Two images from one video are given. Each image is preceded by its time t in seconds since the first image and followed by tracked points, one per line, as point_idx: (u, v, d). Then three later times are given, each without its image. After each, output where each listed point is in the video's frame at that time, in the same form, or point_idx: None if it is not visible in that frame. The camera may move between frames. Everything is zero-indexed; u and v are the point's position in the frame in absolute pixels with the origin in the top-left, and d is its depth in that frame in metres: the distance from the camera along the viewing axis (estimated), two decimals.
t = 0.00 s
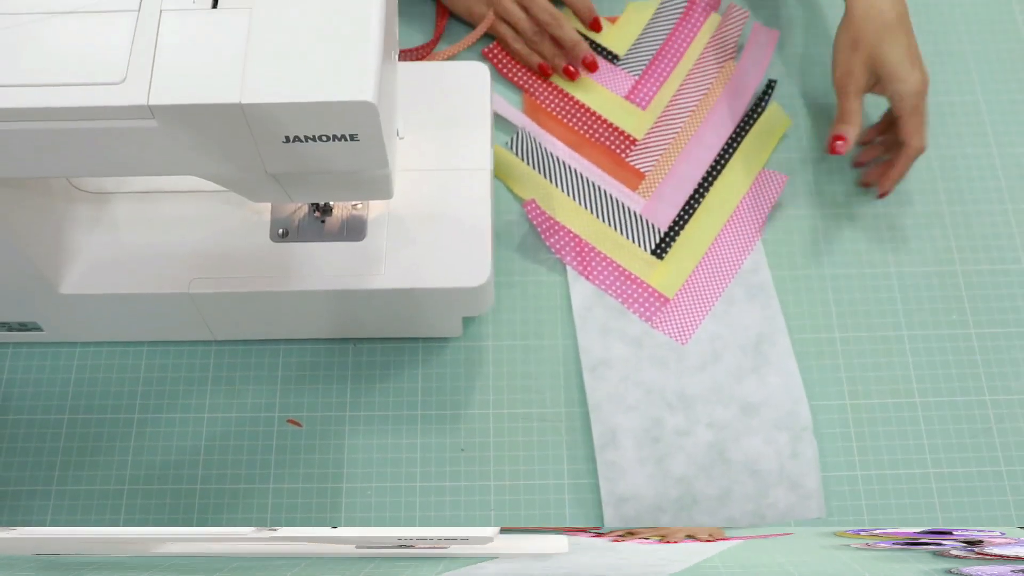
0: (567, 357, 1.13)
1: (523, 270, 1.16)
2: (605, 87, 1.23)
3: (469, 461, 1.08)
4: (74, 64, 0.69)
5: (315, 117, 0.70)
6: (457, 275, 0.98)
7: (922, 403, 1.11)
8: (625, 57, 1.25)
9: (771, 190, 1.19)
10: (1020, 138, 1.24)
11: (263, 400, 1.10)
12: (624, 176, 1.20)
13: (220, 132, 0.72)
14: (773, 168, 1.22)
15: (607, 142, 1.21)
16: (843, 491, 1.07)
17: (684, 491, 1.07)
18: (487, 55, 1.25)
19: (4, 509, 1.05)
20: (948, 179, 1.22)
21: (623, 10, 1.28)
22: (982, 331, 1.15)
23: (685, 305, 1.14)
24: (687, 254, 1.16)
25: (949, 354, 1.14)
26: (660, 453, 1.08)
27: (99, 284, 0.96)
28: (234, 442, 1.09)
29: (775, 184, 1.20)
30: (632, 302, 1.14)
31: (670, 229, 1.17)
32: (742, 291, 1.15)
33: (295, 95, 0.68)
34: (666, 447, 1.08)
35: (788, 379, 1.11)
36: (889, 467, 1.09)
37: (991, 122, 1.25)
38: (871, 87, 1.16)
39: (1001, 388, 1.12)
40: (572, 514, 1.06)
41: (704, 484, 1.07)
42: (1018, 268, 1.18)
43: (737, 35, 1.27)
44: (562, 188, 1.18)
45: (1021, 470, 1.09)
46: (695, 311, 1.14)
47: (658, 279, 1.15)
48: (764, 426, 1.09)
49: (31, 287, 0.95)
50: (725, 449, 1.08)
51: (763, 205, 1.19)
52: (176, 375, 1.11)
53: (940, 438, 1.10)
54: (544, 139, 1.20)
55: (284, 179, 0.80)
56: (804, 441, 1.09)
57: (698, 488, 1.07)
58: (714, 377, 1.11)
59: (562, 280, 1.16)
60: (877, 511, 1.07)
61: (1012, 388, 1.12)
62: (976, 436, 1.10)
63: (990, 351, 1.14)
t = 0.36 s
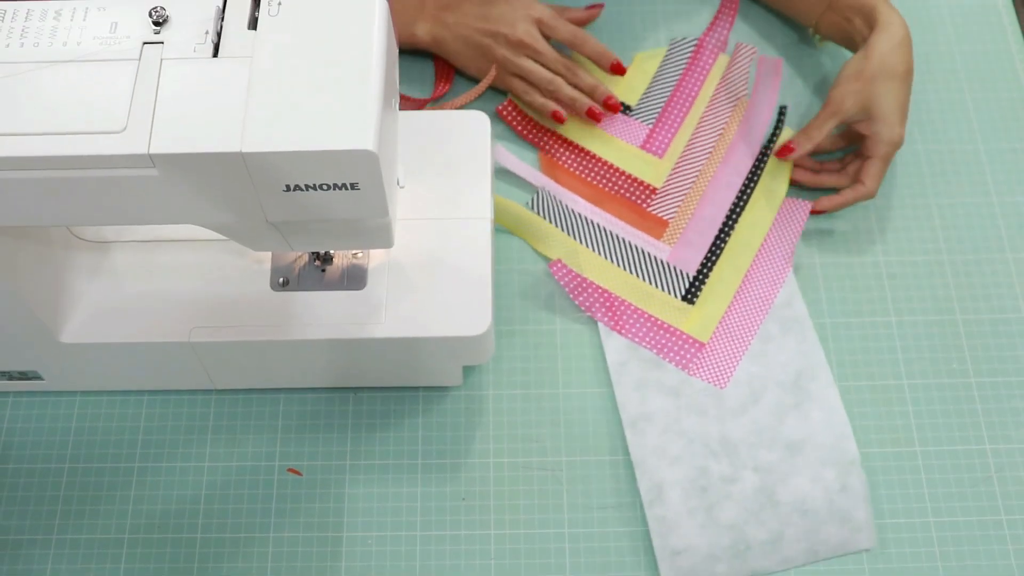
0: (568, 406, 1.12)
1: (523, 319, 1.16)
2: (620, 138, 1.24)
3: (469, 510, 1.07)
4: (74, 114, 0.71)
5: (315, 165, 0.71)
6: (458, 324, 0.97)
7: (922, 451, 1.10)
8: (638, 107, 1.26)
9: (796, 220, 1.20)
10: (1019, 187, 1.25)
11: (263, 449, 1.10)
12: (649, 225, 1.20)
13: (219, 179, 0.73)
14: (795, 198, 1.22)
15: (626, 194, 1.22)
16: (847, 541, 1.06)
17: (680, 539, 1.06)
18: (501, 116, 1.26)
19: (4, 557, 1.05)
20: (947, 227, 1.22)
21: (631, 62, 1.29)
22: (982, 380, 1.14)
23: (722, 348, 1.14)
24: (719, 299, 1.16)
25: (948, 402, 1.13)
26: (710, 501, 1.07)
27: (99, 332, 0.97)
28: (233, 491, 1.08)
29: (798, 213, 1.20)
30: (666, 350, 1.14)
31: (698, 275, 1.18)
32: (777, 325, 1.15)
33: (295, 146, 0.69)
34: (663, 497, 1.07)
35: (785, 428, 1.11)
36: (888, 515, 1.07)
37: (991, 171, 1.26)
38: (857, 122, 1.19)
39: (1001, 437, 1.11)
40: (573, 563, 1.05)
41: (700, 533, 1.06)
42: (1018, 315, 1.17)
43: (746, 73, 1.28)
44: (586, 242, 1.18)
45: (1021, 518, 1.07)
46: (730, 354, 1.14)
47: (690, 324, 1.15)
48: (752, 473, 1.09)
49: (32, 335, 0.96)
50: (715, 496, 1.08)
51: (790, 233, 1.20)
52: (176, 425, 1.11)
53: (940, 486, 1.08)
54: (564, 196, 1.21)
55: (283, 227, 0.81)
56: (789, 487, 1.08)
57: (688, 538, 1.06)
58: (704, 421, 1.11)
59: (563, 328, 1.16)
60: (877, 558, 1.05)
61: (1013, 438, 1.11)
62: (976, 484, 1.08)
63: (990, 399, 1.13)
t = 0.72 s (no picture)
0: (568, 406, 1.12)
1: (524, 319, 1.16)
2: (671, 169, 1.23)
3: (469, 510, 1.07)
4: (73, 114, 0.71)
5: (315, 165, 0.71)
6: (458, 324, 0.97)
7: (922, 451, 1.10)
8: (689, 137, 1.26)
9: (849, 262, 1.18)
10: (1019, 188, 1.25)
11: (263, 449, 1.10)
12: (696, 261, 1.18)
13: (219, 180, 0.73)
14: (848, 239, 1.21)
15: (676, 228, 1.20)
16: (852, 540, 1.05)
17: (684, 538, 1.04)
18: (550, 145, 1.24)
19: (5, 558, 1.05)
20: (947, 228, 1.22)
21: (684, 87, 1.29)
22: (982, 380, 1.14)
23: (767, 395, 1.12)
24: (767, 339, 1.14)
25: (949, 402, 1.13)
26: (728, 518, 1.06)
27: (98, 333, 0.97)
28: (233, 492, 1.08)
29: (853, 255, 1.19)
30: (711, 395, 1.11)
31: (747, 314, 1.16)
32: (826, 372, 1.13)
33: (294, 146, 0.69)
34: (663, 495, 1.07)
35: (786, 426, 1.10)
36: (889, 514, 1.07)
37: (991, 172, 1.25)
38: (894, 144, 1.18)
39: (1001, 437, 1.11)
40: (573, 563, 1.05)
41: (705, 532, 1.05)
42: (1019, 316, 1.17)
43: (800, 103, 1.27)
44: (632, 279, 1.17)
45: (1022, 518, 1.07)
46: (776, 402, 1.11)
47: (736, 368, 1.13)
48: (756, 470, 1.08)
49: (32, 335, 0.96)
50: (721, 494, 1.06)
51: (842, 277, 1.18)
52: (176, 425, 1.11)
53: (940, 486, 1.08)
54: (611, 231, 1.20)
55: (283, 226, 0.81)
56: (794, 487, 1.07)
57: (695, 537, 1.04)
58: (703, 418, 1.10)
59: (563, 329, 1.16)
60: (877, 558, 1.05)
61: (1013, 438, 1.11)
62: (976, 484, 1.08)
63: (990, 399, 1.13)
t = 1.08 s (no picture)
0: (568, 406, 1.12)
1: (523, 319, 1.16)
2: (675, 185, 1.22)
3: (469, 510, 1.07)
4: (73, 114, 0.71)
5: (315, 165, 0.71)
6: (458, 324, 0.97)
7: (922, 452, 1.10)
8: (694, 152, 1.25)
9: (850, 289, 1.17)
10: (1019, 187, 1.25)
11: (263, 449, 1.10)
12: (700, 277, 1.18)
13: (219, 180, 0.73)
14: (851, 266, 1.20)
15: (680, 243, 1.19)
16: (853, 539, 1.05)
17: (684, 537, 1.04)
18: (557, 148, 1.24)
19: (5, 557, 1.05)
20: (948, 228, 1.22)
21: (690, 101, 1.28)
22: (982, 380, 1.14)
23: (769, 411, 1.11)
24: (769, 357, 1.14)
25: (949, 402, 1.13)
26: (728, 518, 1.05)
27: (98, 333, 0.97)
28: (233, 492, 1.08)
29: (854, 282, 1.18)
30: (713, 410, 1.11)
31: (749, 331, 1.15)
32: (825, 394, 1.12)
33: (294, 146, 0.69)
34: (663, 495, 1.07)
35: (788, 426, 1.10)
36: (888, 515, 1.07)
37: (991, 172, 1.26)
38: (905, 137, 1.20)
39: (1001, 437, 1.11)
40: (573, 563, 1.05)
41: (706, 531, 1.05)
42: (1019, 316, 1.17)
43: (809, 122, 1.26)
44: (634, 290, 1.16)
45: (1022, 518, 1.07)
46: (777, 419, 1.11)
47: (739, 385, 1.12)
48: (756, 469, 1.08)
49: (32, 336, 0.96)
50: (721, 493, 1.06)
51: (843, 304, 1.17)
52: (176, 425, 1.11)
53: (940, 487, 1.08)
54: (617, 241, 1.19)
55: (284, 228, 0.81)
56: (795, 486, 1.07)
57: (695, 537, 1.04)
58: (703, 418, 1.10)
59: (563, 329, 1.16)
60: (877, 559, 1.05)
61: (1013, 438, 1.11)
62: (976, 484, 1.08)
63: (990, 399, 1.13)
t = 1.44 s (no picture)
0: (568, 406, 1.12)
1: (523, 319, 1.16)
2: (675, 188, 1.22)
3: (469, 510, 1.07)
4: (73, 113, 0.71)
5: (315, 166, 0.71)
6: (458, 324, 0.97)
7: (921, 451, 1.10)
8: (694, 155, 1.25)
9: (849, 294, 1.17)
10: (1019, 187, 1.25)
11: (263, 449, 1.10)
12: (700, 279, 1.18)
13: (219, 180, 0.73)
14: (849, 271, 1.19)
15: (679, 245, 1.19)
16: (854, 539, 1.05)
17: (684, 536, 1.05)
18: (557, 146, 1.25)
19: (5, 558, 1.05)
20: (948, 228, 1.22)
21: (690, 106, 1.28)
22: (981, 380, 1.14)
23: (768, 414, 1.11)
24: (767, 359, 1.14)
25: (948, 402, 1.13)
26: (728, 518, 1.06)
27: (98, 333, 0.97)
28: (233, 492, 1.08)
29: (853, 287, 1.17)
30: (712, 412, 1.11)
31: (748, 333, 1.15)
32: (823, 398, 1.12)
33: (294, 146, 0.69)
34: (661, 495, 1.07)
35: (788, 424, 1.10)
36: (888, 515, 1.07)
37: (991, 172, 1.25)
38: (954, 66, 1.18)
39: (1001, 437, 1.11)
40: (573, 563, 1.05)
41: (707, 529, 1.05)
42: (1019, 316, 1.17)
43: (810, 127, 1.25)
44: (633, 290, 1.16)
45: (1022, 518, 1.07)
46: (776, 421, 1.10)
47: (737, 387, 1.12)
48: (756, 469, 1.08)
49: (32, 336, 0.96)
50: (720, 493, 1.07)
51: (841, 308, 1.17)
52: (176, 425, 1.11)
53: (940, 487, 1.08)
54: (616, 241, 1.19)
55: (284, 228, 0.81)
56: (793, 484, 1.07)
57: (695, 536, 1.05)
58: (702, 418, 1.10)
59: (563, 329, 1.16)
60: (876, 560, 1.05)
61: (1013, 438, 1.11)
62: (976, 484, 1.08)
63: (990, 399, 1.13)
